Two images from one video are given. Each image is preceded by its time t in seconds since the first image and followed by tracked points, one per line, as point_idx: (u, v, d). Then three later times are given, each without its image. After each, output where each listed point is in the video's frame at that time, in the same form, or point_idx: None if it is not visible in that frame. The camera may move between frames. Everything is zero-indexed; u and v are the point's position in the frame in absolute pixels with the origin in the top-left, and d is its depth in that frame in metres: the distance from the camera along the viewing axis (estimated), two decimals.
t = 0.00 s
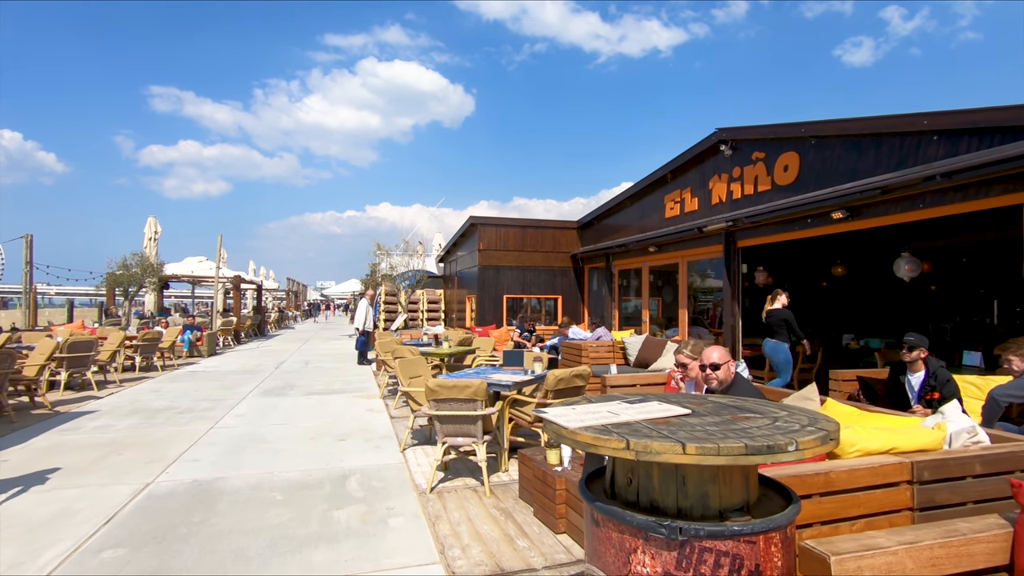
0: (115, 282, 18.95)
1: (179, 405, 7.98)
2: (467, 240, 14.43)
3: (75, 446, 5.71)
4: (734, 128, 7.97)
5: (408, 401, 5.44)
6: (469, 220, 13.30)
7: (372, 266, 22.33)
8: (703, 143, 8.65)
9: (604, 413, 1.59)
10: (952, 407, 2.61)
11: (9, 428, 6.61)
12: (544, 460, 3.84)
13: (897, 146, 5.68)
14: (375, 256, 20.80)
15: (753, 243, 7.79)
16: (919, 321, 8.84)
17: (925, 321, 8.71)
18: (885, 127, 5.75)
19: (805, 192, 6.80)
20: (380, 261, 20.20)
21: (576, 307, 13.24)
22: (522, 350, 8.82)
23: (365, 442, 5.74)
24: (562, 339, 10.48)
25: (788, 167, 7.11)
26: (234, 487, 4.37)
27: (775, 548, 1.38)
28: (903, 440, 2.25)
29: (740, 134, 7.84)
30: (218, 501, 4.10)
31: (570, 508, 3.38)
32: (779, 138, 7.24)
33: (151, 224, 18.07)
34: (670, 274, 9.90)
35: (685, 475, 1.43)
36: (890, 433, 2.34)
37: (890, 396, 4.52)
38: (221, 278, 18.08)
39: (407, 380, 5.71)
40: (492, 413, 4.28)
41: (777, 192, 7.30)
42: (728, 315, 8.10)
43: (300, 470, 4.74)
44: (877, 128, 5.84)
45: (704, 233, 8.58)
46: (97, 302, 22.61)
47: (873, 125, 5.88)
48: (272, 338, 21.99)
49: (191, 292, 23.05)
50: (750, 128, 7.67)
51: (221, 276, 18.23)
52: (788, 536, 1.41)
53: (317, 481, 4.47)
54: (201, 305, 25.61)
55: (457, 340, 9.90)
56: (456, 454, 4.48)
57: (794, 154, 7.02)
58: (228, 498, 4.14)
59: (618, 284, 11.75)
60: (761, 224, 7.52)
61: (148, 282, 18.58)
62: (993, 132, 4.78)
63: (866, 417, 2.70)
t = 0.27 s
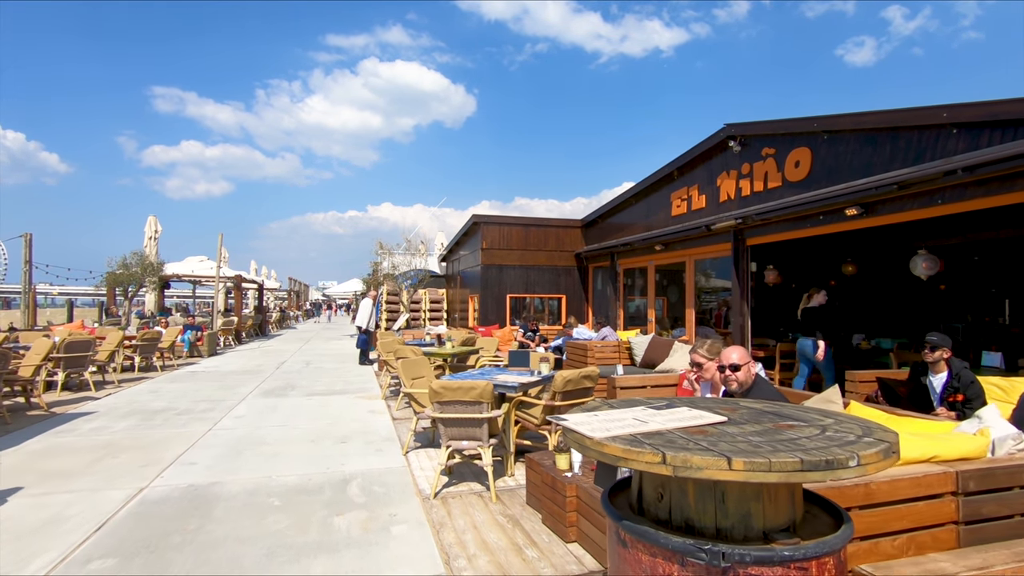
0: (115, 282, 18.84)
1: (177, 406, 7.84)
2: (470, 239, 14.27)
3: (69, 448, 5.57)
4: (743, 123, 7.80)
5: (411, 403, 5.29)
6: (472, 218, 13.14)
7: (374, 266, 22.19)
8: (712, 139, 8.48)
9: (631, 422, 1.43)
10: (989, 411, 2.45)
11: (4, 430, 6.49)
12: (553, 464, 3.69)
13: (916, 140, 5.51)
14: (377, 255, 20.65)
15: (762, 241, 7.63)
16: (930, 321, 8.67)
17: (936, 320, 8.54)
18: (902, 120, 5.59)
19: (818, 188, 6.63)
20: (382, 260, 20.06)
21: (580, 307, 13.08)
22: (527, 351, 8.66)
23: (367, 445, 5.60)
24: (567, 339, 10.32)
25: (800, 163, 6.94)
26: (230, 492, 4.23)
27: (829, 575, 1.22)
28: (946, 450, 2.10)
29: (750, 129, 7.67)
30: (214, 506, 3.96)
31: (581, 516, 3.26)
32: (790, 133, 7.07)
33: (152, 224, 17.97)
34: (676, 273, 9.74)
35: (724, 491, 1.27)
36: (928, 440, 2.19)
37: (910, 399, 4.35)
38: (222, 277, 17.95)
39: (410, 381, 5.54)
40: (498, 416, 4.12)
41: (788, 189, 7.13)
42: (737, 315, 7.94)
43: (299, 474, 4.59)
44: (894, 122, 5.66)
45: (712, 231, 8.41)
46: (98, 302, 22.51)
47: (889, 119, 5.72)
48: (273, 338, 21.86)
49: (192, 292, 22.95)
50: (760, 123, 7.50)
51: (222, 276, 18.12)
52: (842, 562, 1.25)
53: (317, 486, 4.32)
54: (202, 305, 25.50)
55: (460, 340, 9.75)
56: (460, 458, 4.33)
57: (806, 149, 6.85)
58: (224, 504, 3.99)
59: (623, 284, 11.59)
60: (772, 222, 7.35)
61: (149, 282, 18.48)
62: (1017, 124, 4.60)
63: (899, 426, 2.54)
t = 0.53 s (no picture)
0: (115, 281, 18.71)
1: (176, 408, 7.70)
2: (473, 238, 14.11)
3: (65, 451, 5.43)
4: (754, 119, 7.64)
5: (415, 406, 5.14)
6: (475, 217, 12.99)
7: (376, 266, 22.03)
8: (721, 136, 8.32)
9: (674, 434, 1.30)
10: None
11: None
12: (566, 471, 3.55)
13: (935, 135, 5.35)
14: (379, 255, 20.50)
15: (773, 239, 7.47)
16: (942, 321, 8.51)
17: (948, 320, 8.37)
18: (920, 115, 5.43)
19: (832, 185, 6.47)
20: (384, 259, 19.91)
21: (584, 307, 12.92)
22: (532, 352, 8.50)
23: (369, 449, 5.45)
24: (573, 339, 10.16)
25: (813, 160, 6.78)
26: (229, 498, 4.08)
27: None
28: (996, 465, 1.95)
29: (760, 126, 7.50)
30: (212, 514, 3.80)
31: (595, 526, 3.11)
32: (802, 129, 6.91)
33: (152, 223, 17.85)
34: (683, 273, 9.58)
35: (781, 518, 1.24)
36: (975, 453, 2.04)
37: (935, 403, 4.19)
38: (223, 277, 17.81)
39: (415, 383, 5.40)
40: (507, 420, 3.96)
41: (800, 186, 6.96)
42: (747, 315, 7.79)
43: (300, 480, 4.44)
44: (912, 116, 5.50)
45: (721, 230, 8.25)
46: (99, 302, 22.40)
47: (907, 113, 5.56)
48: (275, 338, 21.72)
49: (193, 292, 22.82)
50: (771, 119, 7.34)
51: (223, 275, 17.98)
52: None
53: (318, 492, 4.17)
54: (203, 305, 25.37)
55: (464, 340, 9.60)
56: (467, 464, 4.18)
57: (819, 146, 6.69)
58: (223, 512, 3.83)
59: (628, 284, 11.43)
60: (783, 220, 7.19)
61: (150, 281, 18.36)
62: None
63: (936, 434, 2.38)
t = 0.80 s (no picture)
0: (115, 281, 18.58)
1: (175, 411, 7.56)
2: (476, 237, 13.95)
3: (60, 456, 5.29)
4: (764, 116, 7.47)
5: (419, 410, 4.98)
6: (479, 216, 12.83)
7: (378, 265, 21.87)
8: (730, 133, 8.16)
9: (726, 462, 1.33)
10: None
11: None
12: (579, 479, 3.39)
13: (956, 130, 5.18)
14: (381, 254, 20.35)
15: (784, 238, 7.31)
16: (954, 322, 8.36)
17: (960, 320, 8.21)
18: (940, 109, 5.27)
19: (846, 183, 6.30)
20: (386, 259, 19.75)
21: (589, 307, 12.76)
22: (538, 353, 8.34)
23: (372, 454, 5.31)
24: (578, 341, 9.99)
25: (826, 157, 6.61)
26: (227, 507, 3.93)
27: None
28: None
29: (771, 122, 7.34)
30: (209, 524, 3.65)
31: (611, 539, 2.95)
32: (815, 125, 6.74)
33: (153, 223, 17.73)
34: (690, 273, 9.43)
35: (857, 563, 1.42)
36: None
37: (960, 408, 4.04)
38: (224, 277, 17.67)
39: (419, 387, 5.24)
40: (516, 427, 3.79)
41: (812, 183, 6.80)
42: (756, 316, 7.64)
43: (301, 487, 4.30)
44: (931, 111, 5.33)
45: (730, 229, 8.09)
46: (99, 302, 22.27)
47: (925, 107, 5.40)
48: (276, 339, 21.58)
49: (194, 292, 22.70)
50: (782, 115, 7.18)
51: (224, 275, 17.84)
52: None
53: (319, 500, 4.03)
54: (204, 305, 25.25)
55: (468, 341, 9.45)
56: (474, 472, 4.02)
57: (833, 143, 6.52)
58: (221, 521, 3.69)
59: (634, 284, 11.28)
60: (795, 219, 7.03)
61: (150, 281, 18.23)
62: None
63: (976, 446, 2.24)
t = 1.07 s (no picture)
0: (115, 281, 18.44)
1: (173, 413, 7.41)
2: (479, 236, 13.78)
3: (53, 460, 5.14)
4: (775, 111, 7.30)
5: (423, 413, 4.82)
6: (482, 215, 12.67)
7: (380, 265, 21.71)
8: (740, 129, 7.98)
9: (802, 488, 1.27)
10: None
11: None
12: (593, 488, 3.23)
13: (978, 124, 4.99)
14: (383, 254, 20.19)
15: (796, 236, 7.13)
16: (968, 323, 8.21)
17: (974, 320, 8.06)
18: (961, 102, 5.09)
19: (862, 179, 6.13)
20: (388, 259, 19.60)
21: (594, 307, 12.60)
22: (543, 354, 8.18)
23: (375, 458, 5.15)
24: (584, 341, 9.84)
25: (840, 153, 6.44)
26: (223, 515, 3.77)
27: None
28: None
29: (783, 117, 7.16)
30: (205, 533, 3.49)
31: (629, 553, 2.78)
32: (829, 120, 6.57)
33: (153, 222, 17.59)
34: (698, 272, 9.27)
35: None
36: None
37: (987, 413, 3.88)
38: (224, 277, 17.52)
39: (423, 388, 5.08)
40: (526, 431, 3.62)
41: (826, 180, 6.63)
42: (767, 316, 7.47)
43: (301, 494, 4.13)
44: (952, 103, 5.15)
45: (740, 227, 7.92)
46: (99, 302, 22.15)
47: (946, 100, 5.21)
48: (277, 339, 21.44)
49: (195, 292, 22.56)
50: (794, 110, 7.00)
51: (225, 275, 17.68)
52: None
53: (320, 508, 3.86)
54: (205, 305, 25.11)
55: (472, 341, 9.29)
56: (482, 478, 3.86)
57: (847, 138, 6.34)
58: (217, 530, 3.53)
59: (640, 283, 11.11)
60: (808, 216, 6.85)
61: (150, 281, 18.09)
62: None
63: None
